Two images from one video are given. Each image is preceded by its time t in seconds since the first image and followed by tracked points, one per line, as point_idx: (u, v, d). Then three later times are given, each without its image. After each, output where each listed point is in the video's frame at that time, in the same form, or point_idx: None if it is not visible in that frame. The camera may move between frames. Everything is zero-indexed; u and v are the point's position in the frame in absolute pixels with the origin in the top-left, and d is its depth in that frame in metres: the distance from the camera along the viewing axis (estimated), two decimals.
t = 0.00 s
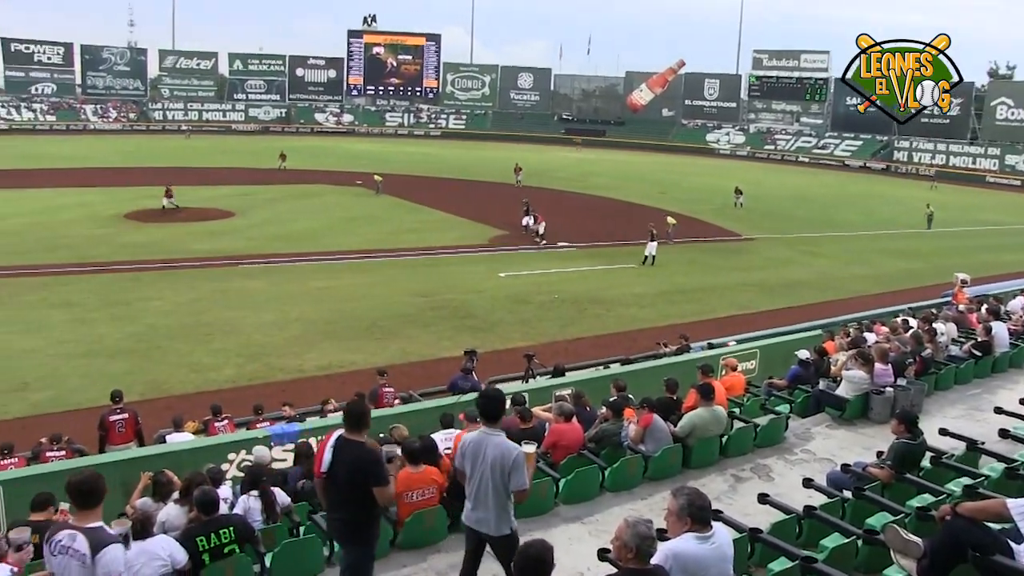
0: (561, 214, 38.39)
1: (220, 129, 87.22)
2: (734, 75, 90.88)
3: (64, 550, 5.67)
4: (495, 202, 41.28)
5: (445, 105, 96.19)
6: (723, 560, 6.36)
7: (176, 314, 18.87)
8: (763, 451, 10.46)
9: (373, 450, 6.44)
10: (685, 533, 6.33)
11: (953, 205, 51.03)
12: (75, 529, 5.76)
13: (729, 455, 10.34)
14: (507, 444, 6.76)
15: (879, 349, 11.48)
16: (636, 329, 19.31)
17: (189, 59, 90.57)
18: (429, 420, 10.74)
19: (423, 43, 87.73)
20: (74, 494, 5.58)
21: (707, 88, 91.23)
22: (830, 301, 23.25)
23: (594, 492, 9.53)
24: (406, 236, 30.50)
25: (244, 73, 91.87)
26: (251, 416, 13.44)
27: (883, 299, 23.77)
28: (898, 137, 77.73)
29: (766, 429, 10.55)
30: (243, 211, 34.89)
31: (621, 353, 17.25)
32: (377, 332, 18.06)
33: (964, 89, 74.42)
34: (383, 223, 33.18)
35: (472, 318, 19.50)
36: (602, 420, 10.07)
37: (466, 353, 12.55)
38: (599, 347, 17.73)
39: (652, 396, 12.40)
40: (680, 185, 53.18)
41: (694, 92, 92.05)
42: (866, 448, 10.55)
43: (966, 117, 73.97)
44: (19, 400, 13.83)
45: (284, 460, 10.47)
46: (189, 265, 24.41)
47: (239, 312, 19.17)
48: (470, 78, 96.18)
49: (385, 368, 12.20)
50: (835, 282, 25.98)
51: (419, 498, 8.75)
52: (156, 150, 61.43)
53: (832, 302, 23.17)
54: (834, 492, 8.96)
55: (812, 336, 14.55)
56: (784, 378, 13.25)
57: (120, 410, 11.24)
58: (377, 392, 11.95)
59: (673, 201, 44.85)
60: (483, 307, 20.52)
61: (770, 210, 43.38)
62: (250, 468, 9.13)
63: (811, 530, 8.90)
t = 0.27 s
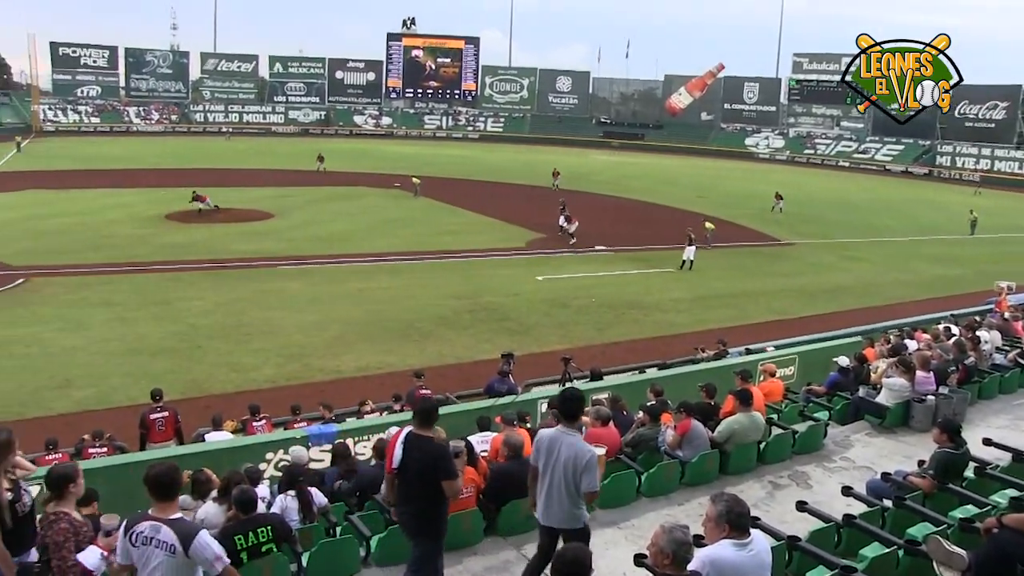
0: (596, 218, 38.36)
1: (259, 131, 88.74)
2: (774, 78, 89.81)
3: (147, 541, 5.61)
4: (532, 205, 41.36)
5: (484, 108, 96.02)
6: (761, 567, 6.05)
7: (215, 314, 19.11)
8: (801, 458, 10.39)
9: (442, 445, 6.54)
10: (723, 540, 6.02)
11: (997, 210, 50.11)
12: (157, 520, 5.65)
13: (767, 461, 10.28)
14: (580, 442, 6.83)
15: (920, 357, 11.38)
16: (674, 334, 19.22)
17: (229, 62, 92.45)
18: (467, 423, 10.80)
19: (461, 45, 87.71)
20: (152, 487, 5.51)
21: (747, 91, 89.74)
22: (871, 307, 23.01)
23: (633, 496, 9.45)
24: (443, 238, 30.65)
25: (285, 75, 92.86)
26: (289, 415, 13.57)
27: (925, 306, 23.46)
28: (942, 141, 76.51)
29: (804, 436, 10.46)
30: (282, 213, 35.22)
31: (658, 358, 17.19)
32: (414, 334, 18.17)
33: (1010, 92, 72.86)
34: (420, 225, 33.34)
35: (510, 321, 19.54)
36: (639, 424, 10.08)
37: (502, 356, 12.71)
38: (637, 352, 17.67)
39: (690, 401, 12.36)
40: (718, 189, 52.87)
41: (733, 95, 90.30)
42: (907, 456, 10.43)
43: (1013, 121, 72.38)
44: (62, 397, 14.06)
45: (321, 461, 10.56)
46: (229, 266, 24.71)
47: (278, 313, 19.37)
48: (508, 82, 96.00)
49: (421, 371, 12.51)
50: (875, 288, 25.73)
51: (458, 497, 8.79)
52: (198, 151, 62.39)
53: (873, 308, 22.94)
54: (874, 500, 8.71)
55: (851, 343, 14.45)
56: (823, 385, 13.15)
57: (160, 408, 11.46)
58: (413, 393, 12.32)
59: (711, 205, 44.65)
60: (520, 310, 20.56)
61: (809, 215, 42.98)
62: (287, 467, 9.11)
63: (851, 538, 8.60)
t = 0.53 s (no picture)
0: (629, 221, 38.29)
1: (296, 134, 90.16)
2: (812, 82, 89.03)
3: (217, 539, 5.69)
4: (565, 208, 41.35)
5: (519, 111, 95.84)
6: None
7: (251, 314, 19.30)
8: (837, 465, 10.31)
9: (505, 436, 6.68)
10: (757, 547, 5.92)
11: None
12: (227, 519, 5.76)
13: (802, 468, 10.21)
14: (644, 440, 6.93)
15: (958, 365, 11.30)
16: (709, 338, 19.14)
17: (267, 65, 92.74)
18: (499, 423, 10.90)
19: (497, 48, 88.04)
20: (222, 486, 5.61)
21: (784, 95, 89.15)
22: (909, 313, 22.80)
23: (667, 502, 9.40)
24: (477, 241, 30.73)
25: (321, 78, 93.44)
26: (323, 415, 13.70)
27: (966, 313, 23.15)
28: (983, 146, 75.45)
29: (840, 444, 10.39)
30: (319, 214, 35.47)
31: (692, 362, 17.14)
32: (449, 336, 18.25)
33: None
34: (454, 228, 33.44)
35: (544, 324, 19.57)
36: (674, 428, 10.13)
37: (536, 359, 12.79)
38: (671, 356, 17.63)
39: (724, 405, 12.33)
40: (754, 194, 52.41)
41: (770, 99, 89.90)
42: (945, 465, 10.33)
43: None
44: (100, 395, 14.26)
45: (355, 462, 10.64)
46: (264, 266, 24.95)
47: (313, 313, 19.55)
48: (544, 85, 95.75)
49: (455, 374, 12.78)
50: (913, 294, 25.47)
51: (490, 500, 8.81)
52: (235, 153, 63.05)
53: (912, 314, 22.72)
54: (912, 510, 8.61)
55: (888, 350, 14.36)
56: (859, 392, 13.07)
57: (196, 407, 11.61)
58: (447, 397, 12.57)
59: (745, 209, 44.36)
60: (554, 313, 20.57)
61: (846, 220, 42.58)
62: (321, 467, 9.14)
63: (888, 548, 8.45)
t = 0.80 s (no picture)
0: (660, 223, 38.21)
1: (329, 135, 90.98)
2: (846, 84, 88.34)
3: (275, 531, 5.77)
4: (596, 210, 41.36)
5: (551, 112, 95.50)
6: None
7: (283, 314, 19.47)
8: (871, 471, 10.23)
9: (569, 437, 6.85)
10: (791, 552, 5.83)
11: None
12: (284, 512, 5.80)
13: (835, 474, 10.14)
14: (699, 442, 7.25)
15: (996, 371, 11.17)
16: (742, 341, 19.05)
17: (300, 67, 93.09)
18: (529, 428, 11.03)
19: (530, 51, 88.02)
20: (282, 479, 5.66)
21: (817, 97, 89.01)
22: (946, 317, 22.56)
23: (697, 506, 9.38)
24: (509, 243, 30.79)
25: (354, 79, 93.31)
26: (355, 416, 13.82)
27: (1004, 318, 22.84)
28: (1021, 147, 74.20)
29: (874, 448, 10.32)
30: (350, 215, 35.63)
31: (724, 365, 17.09)
32: (481, 338, 18.32)
33: None
34: (487, 229, 33.52)
35: (575, 325, 19.60)
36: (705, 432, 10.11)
37: (567, 361, 12.87)
38: (704, 359, 17.60)
39: (757, 408, 12.34)
40: (786, 196, 51.87)
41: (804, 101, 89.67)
42: (981, 472, 10.21)
43: None
44: (135, 394, 14.46)
45: (386, 462, 10.66)
46: (296, 267, 25.16)
47: (345, 314, 19.71)
48: (576, 86, 95.48)
49: (488, 376, 12.88)
50: (948, 297, 25.23)
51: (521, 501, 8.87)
52: (268, 155, 63.65)
53: (948, 318, 22.46)
54: (950, 517, 8.49)
55: (923, 355, 14.22)
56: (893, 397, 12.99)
57: (229, 407, 11.72)
58: (478, 399, 12.66)
59: (778, 212, 44.06)
60: (586, 315, 20.56)
61: (881, 223, 42.19)
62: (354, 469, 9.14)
63: (925, 555, 8.21)
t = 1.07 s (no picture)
0: (688, 225, 38.07)
1: (357, 138, 91.54)
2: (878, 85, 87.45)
3: (324, 523, 5.82)
4: (624, 212, 41.30)
5: (580, 114, 95.15)
6: None
7: (311, 315, 19.63)
8: (902, 477, 10.15)
9: (635, 436, 6.96)
10: (822, 558, 5.79)
11: None
12: (334, 504, 5.86)
13: (866, 479, 10.07)
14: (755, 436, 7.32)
15: None
16: (772, 345, 18.94)
17: (330, 69, 93.04)
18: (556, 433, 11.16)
19: (557, 52, 88.25)
20: (335, 472, 5.73)
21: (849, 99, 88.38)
22: (981, 322, 22.26)
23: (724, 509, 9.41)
24: (538, 245, 30.81)
25: (383, 81, 93.68)
26: (383, 416, 13.91)
27: None
28: None
29: (906, 454, 10.23)
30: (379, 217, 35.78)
31: (753, 369, 16.99)
32: (510, 340, 18.35)
33: None
34: (516, 231, 33.54)
35: (603, 328, 19.58)
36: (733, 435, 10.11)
37: (595, 364, 12.97)
38: (733, 362, 17.51)
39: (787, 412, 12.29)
40: (817, 199, 51.33)
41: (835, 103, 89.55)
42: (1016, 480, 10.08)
43: None
44: (166, 393, 14.65)
45: (414, 464, 10.72)
46: (325, 268, 25.32)
47: (374, 315, 19.83)
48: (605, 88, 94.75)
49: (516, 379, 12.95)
50: (981, 301, 24.92)
51: (552, 504, 8.90)
52: (298, 156, 64.14)
53: (984, 323, 22.14)
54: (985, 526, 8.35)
55: (955, 360, 14.08)
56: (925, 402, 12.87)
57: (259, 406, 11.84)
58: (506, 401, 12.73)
59: (808, 214, 43.71)
60: (614, 317, 20.52)
61: (914, 225, 41.70)
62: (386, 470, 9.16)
63: (958, 563, 8.10)
